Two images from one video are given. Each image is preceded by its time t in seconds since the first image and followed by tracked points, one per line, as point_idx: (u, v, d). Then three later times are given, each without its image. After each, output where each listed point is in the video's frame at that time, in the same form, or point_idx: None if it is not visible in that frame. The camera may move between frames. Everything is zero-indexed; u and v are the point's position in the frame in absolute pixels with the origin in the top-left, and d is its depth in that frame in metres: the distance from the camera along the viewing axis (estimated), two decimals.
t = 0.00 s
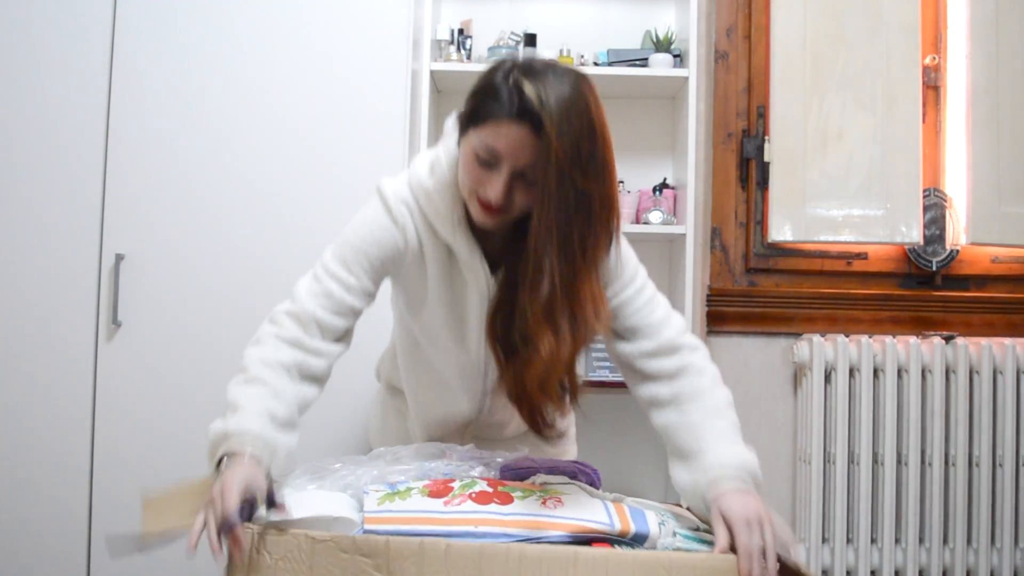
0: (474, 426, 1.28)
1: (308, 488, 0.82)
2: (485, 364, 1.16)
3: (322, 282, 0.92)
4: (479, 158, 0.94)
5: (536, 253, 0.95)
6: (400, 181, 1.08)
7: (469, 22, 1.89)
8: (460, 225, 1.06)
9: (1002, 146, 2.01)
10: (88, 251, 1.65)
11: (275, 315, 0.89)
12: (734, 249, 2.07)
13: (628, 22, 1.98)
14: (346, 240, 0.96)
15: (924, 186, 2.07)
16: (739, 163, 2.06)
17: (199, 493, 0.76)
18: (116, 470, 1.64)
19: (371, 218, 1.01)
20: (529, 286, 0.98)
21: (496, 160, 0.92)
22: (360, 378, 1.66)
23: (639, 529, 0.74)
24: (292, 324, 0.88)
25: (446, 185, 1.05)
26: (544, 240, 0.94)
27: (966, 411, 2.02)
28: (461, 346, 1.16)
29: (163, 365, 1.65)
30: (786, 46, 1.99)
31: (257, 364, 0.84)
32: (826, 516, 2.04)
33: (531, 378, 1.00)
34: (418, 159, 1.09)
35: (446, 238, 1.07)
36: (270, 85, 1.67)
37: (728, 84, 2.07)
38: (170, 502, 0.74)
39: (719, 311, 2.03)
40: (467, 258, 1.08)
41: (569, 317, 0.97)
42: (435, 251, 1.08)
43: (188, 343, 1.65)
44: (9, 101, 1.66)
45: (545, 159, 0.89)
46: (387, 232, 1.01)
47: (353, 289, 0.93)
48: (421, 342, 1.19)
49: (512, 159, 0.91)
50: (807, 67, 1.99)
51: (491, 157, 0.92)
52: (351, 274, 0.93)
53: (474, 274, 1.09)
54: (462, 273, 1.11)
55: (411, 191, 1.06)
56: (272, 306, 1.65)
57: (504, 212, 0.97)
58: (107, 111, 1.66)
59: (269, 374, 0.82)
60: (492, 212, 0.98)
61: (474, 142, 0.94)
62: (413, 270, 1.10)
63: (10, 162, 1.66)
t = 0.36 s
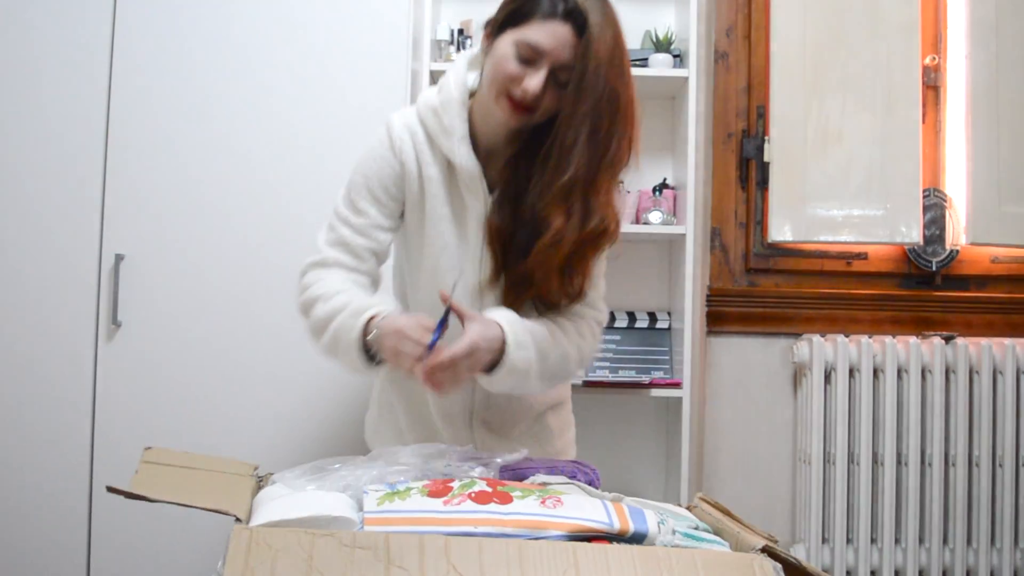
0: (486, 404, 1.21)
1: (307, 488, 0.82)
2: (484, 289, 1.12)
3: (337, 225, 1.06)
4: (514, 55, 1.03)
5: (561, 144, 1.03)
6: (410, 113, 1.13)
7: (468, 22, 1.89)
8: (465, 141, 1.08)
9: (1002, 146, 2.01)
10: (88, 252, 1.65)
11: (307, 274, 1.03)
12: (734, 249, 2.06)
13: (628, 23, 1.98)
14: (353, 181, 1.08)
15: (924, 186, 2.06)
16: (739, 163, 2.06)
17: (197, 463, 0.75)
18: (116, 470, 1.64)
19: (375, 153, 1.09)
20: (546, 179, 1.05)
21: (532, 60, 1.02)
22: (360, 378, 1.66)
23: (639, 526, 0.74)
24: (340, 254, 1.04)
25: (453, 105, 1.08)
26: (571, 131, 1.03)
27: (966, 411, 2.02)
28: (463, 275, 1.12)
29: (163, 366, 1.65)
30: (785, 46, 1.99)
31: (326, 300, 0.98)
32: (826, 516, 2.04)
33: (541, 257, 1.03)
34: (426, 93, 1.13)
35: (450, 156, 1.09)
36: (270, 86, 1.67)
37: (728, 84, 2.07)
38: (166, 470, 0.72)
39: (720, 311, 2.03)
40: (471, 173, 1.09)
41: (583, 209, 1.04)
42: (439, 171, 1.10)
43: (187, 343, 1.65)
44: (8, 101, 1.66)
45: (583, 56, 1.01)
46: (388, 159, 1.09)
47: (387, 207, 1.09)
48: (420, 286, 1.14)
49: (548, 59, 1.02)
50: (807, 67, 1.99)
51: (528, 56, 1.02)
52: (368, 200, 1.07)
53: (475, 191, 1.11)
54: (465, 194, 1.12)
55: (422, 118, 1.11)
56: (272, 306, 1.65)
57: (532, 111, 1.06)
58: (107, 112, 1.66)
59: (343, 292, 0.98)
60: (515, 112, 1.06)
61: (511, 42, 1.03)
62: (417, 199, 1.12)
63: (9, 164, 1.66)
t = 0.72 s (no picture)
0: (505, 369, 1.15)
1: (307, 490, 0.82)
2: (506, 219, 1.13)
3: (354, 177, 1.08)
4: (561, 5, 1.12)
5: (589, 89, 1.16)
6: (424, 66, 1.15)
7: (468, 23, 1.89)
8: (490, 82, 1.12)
9: (1002, 147, 2.01)
10: (88, 253, 1.65)
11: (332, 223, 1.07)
12: (734, 250, 2.07)
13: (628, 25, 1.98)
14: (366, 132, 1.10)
15: (924, 188, 2.06)
16: (739, 164, 2.06)
17: (200, 463, 0.75)
18: (116, 471, 1.64)
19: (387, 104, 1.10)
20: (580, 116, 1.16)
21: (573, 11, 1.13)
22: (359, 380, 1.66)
23: (638, 527, 0.74)
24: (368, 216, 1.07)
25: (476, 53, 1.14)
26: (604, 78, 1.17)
27: (966, 412, 2.02)
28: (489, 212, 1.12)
29: (162, 367, 1.65)
30: (785, 47, 1.99)
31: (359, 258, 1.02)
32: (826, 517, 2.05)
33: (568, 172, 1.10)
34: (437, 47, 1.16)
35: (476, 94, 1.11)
36: (269, 87, 1.67)
37: (728, 84, 2.07)
38: (167, 470, 0.73)
39: (720, 312, 2.03)
40: (497, 108, 1.11)
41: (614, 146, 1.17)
42: (461, 111, 1.12)
43: (187, 344, 1.65)
44: (8, 102, 1.66)
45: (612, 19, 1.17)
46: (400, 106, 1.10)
47: (402, 150, 1.10)
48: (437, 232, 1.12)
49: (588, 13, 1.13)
50: (807, 68, 1.99)
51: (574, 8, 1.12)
52: (381, 145, 1.09)
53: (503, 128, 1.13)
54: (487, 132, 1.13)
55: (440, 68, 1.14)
56: (271, 307, 1.65)
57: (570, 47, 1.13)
58: (107, 113, 1.66)
59: (374, 244, 1.02)
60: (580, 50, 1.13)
61: None
62: (433, 146, 1.12)
63: (9, 164, 1.66)
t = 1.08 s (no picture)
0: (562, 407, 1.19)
1: (306, 484, 0.82)
2: (563, 278, 1.13)
3: (429, 235, 1.18)
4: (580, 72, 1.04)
5: (677, 124, 1.01)
6: (495, 115, 1.19)
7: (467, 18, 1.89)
8: (550, 142, 1.13)
9: (1001, 142, 2.01)
10: (87, 249, 1.65)
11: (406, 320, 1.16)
12: (734, 245, 2.06)
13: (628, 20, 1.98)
14: (438, 194, 1.17)
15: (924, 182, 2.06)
16: (738, 160, 2.06)
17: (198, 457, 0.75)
18: (116, 467, 1.65)
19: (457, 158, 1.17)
20: (674, 164, 1.04)
21: (601, 67, 1.02)
22: (359, 376, 1.66)
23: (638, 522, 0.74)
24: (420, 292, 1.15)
25: (541, 106, 1.14)
26: (686, 105, 1.01)
27: (966, 407, 2.03)
28: (539, 265, 1.13)
29: (162, 363, 1.65)
30: (785, 42, 1.99)
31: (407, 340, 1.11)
32: (826, 512, 2.05)
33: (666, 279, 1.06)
34: (513, 93, 1.19)
35: (533, 151, 1.13)
36: (268, 82, 1.66)
37: (727, 80, 2.06)
38: (167, 458, 0.72)
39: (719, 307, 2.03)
40: (556, 175, 1.13)
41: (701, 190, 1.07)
42: (522, 175, 1.14)
43: (187, 340, 1.65)
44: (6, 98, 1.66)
45: (672, 33, 0.98)
46: (465, 162, 1.16)
47: (468, 209, 1.17)
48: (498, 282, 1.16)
49: (624, 57, 1.01)
50: (806, 62, 1.99)
51: (607, 57, 1.01)
52: (451, 205, 1.16)
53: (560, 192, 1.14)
54: (546, 194, 1.15)
55: (508, 118, 1.18)
56: (271, 303, 1.65)
57: (596, 127, 1.07)
58: (105, 109, 1.66)
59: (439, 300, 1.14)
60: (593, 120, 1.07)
61: (575, 53, 1.04)
62: (495, 199, 1.15)
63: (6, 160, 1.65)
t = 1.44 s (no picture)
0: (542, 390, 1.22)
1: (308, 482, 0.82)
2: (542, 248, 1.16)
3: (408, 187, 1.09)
4: (561, 38, 1.09)
5: (649, 95, 1.08)
6: (470, 90, 1.20)
7: (468, 15, 1.89)
8: (528, 113, 1.16)
9: (1003, 139, 2.01)
10: (89, 247, 1.65)
11: (364, 261, 1.05)
12: (735, 242, 2.06)
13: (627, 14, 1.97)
14: (421, 147, 1.13)
15: (925, 179, 2.05)
16: (739, 157, 2.06)
17: (201, 453, 0.75)
18: (118, 465, 1.65)
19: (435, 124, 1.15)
20: (643, 134, 1.10)
21: (581, 34, 1.07)
22: (360, 374, 1.66)
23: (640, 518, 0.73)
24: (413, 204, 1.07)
25: (518, 79, 1.17)
26: (658, 75, 1.07)
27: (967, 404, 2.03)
28: (519, 236, 1.15)
29: (164, 361, 1.65)
30: (785, 39, 1.99)
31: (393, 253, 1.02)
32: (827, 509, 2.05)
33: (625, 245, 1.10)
34: (488, 71, 1.21)
35: (513, 122, 1.16)
36: (269, 80, 1.66)
37: (728, 77, 2.07)
38: (168, 458, 0.72)
39: (720, 304, 2.03)
40: (537, 149, 1.16)
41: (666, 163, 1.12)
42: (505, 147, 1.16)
43: (189, 338, 1.65)
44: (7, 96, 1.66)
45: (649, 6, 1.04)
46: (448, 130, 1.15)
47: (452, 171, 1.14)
48: (477, 254, 1.18)
49: (604, 22, 1.07)
50: (807, 59, 1.99)
51: (590, 23, 1.07)
52: (438, 162, 1.11)
53: (539, 164, 1.17)
54: (525, 165, 1.18)
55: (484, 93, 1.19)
56: (273, 300, 1.66)
57: (571, 95, 1.11)
58: (107, 106, 1.66)
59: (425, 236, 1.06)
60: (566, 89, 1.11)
61: (557, 20, 1.09)
62: (474, 170, 1.16)
63: (8, 158, 1.65)
